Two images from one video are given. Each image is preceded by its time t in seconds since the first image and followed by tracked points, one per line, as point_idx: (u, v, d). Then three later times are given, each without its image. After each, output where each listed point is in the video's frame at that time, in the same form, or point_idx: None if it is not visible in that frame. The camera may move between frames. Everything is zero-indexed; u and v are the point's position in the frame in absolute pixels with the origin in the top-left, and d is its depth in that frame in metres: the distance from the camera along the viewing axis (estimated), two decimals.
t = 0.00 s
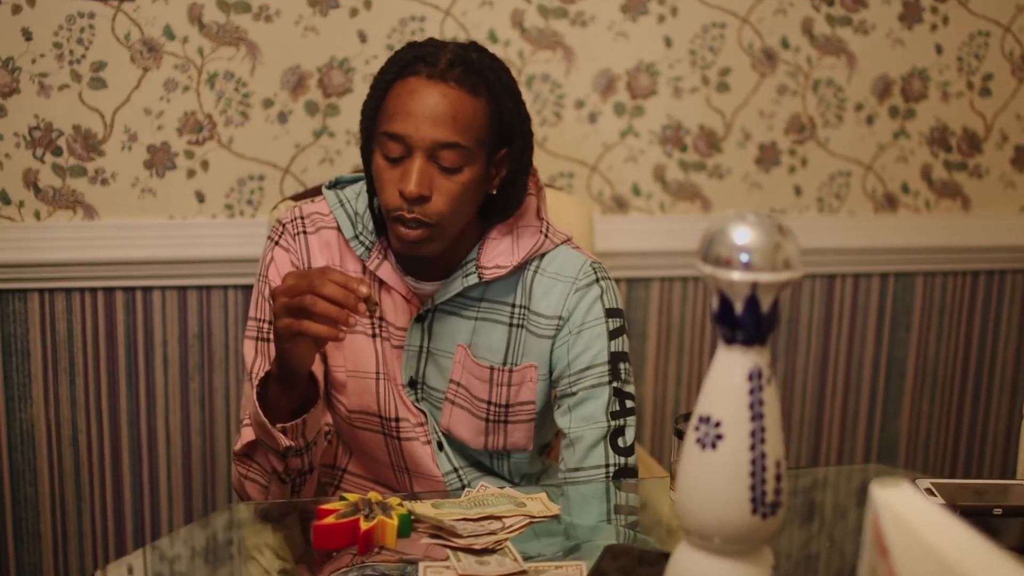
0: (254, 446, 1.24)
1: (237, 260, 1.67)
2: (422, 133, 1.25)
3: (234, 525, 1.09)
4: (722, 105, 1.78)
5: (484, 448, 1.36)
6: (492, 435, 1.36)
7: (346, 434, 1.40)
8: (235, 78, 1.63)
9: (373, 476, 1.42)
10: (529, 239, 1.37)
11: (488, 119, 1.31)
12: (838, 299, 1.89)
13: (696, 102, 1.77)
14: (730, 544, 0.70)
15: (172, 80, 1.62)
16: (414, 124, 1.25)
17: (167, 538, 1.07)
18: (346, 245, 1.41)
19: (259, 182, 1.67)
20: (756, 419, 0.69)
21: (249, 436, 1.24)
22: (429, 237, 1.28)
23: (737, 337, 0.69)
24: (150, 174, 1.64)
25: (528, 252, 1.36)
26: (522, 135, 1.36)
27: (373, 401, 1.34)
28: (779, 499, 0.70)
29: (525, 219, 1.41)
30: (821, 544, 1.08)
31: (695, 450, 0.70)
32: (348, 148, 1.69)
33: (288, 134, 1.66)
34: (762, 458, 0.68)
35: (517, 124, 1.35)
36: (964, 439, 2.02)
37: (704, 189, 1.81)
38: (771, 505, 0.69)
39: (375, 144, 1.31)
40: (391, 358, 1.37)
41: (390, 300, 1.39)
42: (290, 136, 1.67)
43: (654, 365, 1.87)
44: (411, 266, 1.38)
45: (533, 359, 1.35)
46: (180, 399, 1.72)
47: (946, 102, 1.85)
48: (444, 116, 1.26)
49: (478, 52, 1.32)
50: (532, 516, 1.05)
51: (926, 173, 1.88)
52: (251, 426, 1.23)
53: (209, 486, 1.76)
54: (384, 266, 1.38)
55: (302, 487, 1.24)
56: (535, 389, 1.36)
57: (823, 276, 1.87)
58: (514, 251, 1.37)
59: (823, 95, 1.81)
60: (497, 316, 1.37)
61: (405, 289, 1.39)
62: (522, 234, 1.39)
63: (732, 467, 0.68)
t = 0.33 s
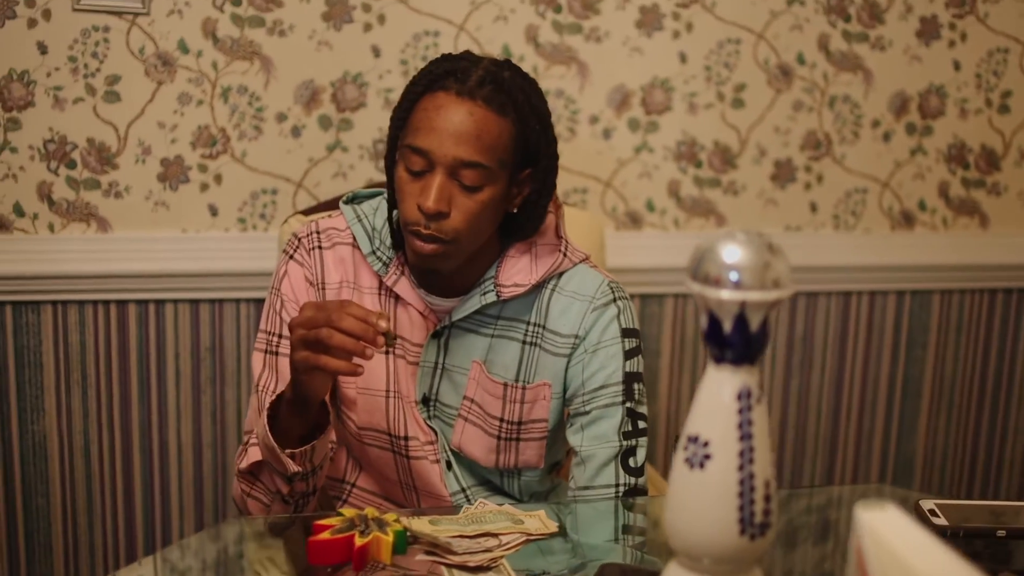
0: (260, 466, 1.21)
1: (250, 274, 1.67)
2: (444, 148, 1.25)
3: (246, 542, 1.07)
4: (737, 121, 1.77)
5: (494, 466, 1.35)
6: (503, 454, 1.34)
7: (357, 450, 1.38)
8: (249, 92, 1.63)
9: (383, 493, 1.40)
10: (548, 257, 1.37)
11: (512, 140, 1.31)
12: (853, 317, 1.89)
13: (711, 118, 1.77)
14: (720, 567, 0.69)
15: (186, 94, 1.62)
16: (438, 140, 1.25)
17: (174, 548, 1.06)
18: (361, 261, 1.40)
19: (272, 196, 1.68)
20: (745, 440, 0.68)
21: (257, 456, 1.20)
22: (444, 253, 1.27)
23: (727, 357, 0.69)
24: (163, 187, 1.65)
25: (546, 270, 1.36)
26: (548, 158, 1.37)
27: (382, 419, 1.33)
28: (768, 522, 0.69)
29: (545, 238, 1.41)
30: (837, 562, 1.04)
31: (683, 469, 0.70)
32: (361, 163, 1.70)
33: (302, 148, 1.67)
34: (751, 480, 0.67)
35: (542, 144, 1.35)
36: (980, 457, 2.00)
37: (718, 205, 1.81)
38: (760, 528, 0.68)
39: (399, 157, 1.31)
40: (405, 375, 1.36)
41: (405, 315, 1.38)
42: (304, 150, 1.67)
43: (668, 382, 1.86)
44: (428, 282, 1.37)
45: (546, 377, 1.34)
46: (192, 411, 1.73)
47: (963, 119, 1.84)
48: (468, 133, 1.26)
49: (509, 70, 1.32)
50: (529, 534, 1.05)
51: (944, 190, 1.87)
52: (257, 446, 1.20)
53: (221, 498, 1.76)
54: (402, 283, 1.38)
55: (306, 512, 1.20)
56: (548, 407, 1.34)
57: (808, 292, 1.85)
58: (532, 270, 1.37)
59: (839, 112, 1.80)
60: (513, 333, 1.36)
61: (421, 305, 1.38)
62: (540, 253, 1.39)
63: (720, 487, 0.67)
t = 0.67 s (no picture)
0: (259, 465, 1.17)
1: (258, 286, 1.67)
2: (457, 166, 1.23)
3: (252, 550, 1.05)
4: (749, 135, 1.76)
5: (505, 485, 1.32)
6: (514, 473, 1.32)
7: (360, 464, 1.37)
8: (258, 105, 1.64)
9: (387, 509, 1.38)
10: (564, 274, 1.35)
11: (525, 155, 1.29)
12: (867, 334, 1.87)
13: (723, 133, 1.76)
14: None
15: (196, 107, 1.62)
16: (450, 157, 1.23)
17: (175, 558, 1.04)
18: (374, 275, 1.40)
19: (282, 209, 1.68)
20: (730, 458, 0.70)
21: (257, 454, 1.17)
22: (459, 270, 1.26)
23: (712, 375, 0.70)
24: (173, 199, 1.65)
25: (562, 287, 1.33)
26: (562, 172, 1.34)
27: (389, 436, 1.32)
28: (753, 539, 0.71)
29: (561, 255, 1.38)
30: None
31: (668, 488, 0.72)
32: (371, 176, 1.69)
33: (311, 160, 1.67)
34: (735, 497, 0.69)
35: (556, 158, 1.33)
36: (997, 476, 1.99)
37: (731, 220, 1.80)
38: (745, 545, 0.70)
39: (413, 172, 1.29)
40: (416, 393, 1.34)
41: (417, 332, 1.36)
42: (313, 163, 1.67)
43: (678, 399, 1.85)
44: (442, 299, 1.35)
45: (560, 396, 1.31)
46: (200, 423, 1.73)
47: (979, 134, 1.83)
48: (481, 150, 1.23)
49: (520, 85, 1.30)
50: (523, 550, 1.04)
51: (959, 206, 1.85)
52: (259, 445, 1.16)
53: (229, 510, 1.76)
54: (415, 298, 1.36)
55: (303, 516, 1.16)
56: (561, 426, 1.32)
57: (803, 308, 1.83)
58: (548, 287, 1.34)
59: (853, 127, 1.79)
60: (526, 350, 1.34)
61: (436, 322, 1.36)
62: (556, 270, 1.36)
63: (704, 506, 0.69)
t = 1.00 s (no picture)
0: (261, 459, 1.15)
1: (268, 297, 1.67)
2: (460, 180, 1.19)
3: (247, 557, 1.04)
4: (763, 146, 1.75)
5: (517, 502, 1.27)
6: (527, 489, 1.27)
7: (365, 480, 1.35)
8: (269, 115, 1.63)
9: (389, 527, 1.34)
10: (577, 288, 1.31)
11: (532, 168, 1.25)
12: (883, 346, 1.86)
13: (737, 144, 1.74)
14: None
15: (206, 116, 1.62)
16: (453, 171, 1.19)
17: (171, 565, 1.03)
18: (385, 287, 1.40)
19: (292, 219, 1.68)
20: (715, 473, 0.67)
21: (261, 446, 1.14)
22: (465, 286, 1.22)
23: (698, 388, 0.68)
24: (183, 210, 1.65)
25: (575, 302, 1.30)
26: (570, 183, 1.30)
27: (395, 451, 1.31)
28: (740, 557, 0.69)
29: (574, 268, 1.35)
30: None
31: (654, 504, 0.70)
32: (382, 186, 1.69)
33: (322, 171, 1.67)
34: (720, 513, 0.67)
35: (563, 170, 1.29)
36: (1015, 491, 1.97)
37: (745, 232, 1.78)
38: (732, 563, 0.68)
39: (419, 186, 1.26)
40: (425, 407, 1.31)
41: (429, 346, 1.33)
42: (324, 173, 1.67)
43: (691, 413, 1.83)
44: (453, 313, 1.32)
45: (572, 411, 1.28)
46: (211, 434, 1.73)
47: (997, 145, 1.81)
48: (485, 163, 1.20)
49: (526, 96, 1.26)
50: (517, 563, 1.02)
51: (976, 218, 1.84)
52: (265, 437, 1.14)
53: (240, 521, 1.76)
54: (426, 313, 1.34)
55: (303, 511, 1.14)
56: (574, 443, 1.27)
57: (818, 321, 1.82)
58: (561, 302, 1.30)
59: (869, 138, 1.77)
60: (539, 365, 1.30)
61: (448, 336, 1.33)
62: (570, 284, 1.32)
63: (688, 522, 0.67)
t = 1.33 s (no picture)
0: (265, 456, 1.12)
1: (280, 304, 1.66)
2: (465, 190, 1.16)
3: (243, 560, 1.02)
4: (782, 154, 1.73)
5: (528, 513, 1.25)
6: (537, 500, 1.25)
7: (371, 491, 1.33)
8: (282, 122, 1.63)
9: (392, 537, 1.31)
10: (590, 299, 1.29)
11: (541, 179, 1.21)
12: (904, 357, 1.83)
13: (755, 152, 1.73)
14: None
15: (220, 123, 1.62)
16: (459, 181, 1.16)
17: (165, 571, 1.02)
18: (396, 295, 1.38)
19: (306, 227, 1.67)
20: (704, 483, 0.66)
21: (266, 442, 1.12)
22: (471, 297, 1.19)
23: (686, 396, 0.66)
24: (196, 217, 1.64)
25: (588, 313, 1.27)
26: (581, 192, 1.27)
27: (402, 461, 1.29)
28: (730, 569, 0.67)
29: (587, 277, 1.33)
30: None
31: (642, 514, 0.68)
32: (396, 194, 1.68)
33: (335, 178, 1.66)
34: (709, 524, 0.66)
35: (574, 181, 1.26)
36: None
37: (764, 241, 1.76)
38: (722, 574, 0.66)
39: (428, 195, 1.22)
40: (435, 417, 1.29)
41: (439, 355, 1.31)
42: (337, 180, 1.66)
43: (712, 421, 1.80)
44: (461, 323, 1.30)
45: (584, 423, 1.26)
46: (224, 443, 1.72)
47: (1021, 153, 1.78)
48: (492, 173, 1.16)
49: (539, 104, 1.23)
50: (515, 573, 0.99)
51: (1000, 227, 1.81)
52: (270, 433, 1.12)
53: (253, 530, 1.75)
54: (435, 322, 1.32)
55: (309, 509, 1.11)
56: (585, 454, 1.25)
57: (839, 331, 1.80)
58: (573, 313, 1.29)
59: (889, 146, 1.75)
60: (549, 375, 1.28)
61: (458, 345, 1.31)
62: (582, 295, 1.30)
63: (677, 533, 0.66)
